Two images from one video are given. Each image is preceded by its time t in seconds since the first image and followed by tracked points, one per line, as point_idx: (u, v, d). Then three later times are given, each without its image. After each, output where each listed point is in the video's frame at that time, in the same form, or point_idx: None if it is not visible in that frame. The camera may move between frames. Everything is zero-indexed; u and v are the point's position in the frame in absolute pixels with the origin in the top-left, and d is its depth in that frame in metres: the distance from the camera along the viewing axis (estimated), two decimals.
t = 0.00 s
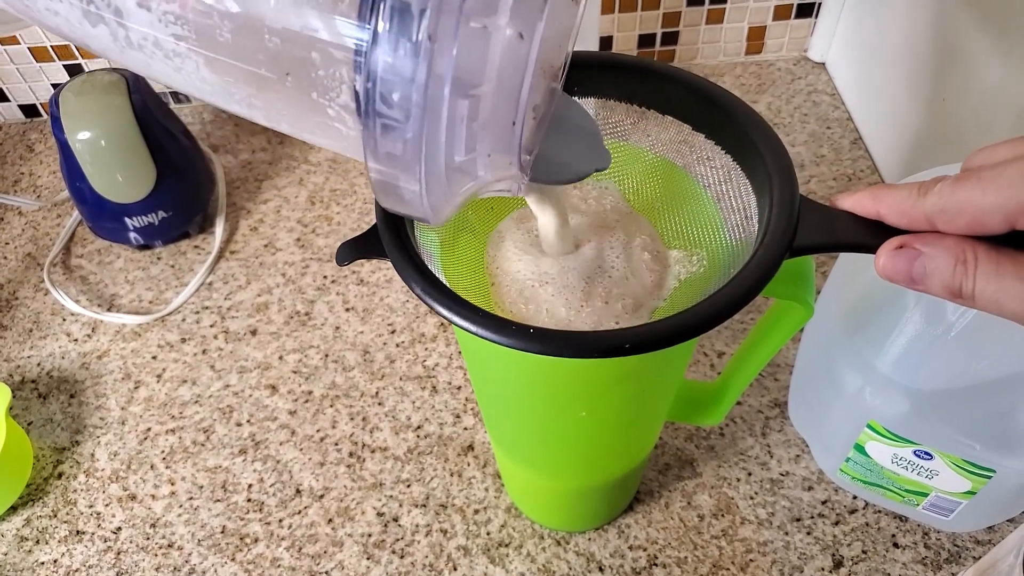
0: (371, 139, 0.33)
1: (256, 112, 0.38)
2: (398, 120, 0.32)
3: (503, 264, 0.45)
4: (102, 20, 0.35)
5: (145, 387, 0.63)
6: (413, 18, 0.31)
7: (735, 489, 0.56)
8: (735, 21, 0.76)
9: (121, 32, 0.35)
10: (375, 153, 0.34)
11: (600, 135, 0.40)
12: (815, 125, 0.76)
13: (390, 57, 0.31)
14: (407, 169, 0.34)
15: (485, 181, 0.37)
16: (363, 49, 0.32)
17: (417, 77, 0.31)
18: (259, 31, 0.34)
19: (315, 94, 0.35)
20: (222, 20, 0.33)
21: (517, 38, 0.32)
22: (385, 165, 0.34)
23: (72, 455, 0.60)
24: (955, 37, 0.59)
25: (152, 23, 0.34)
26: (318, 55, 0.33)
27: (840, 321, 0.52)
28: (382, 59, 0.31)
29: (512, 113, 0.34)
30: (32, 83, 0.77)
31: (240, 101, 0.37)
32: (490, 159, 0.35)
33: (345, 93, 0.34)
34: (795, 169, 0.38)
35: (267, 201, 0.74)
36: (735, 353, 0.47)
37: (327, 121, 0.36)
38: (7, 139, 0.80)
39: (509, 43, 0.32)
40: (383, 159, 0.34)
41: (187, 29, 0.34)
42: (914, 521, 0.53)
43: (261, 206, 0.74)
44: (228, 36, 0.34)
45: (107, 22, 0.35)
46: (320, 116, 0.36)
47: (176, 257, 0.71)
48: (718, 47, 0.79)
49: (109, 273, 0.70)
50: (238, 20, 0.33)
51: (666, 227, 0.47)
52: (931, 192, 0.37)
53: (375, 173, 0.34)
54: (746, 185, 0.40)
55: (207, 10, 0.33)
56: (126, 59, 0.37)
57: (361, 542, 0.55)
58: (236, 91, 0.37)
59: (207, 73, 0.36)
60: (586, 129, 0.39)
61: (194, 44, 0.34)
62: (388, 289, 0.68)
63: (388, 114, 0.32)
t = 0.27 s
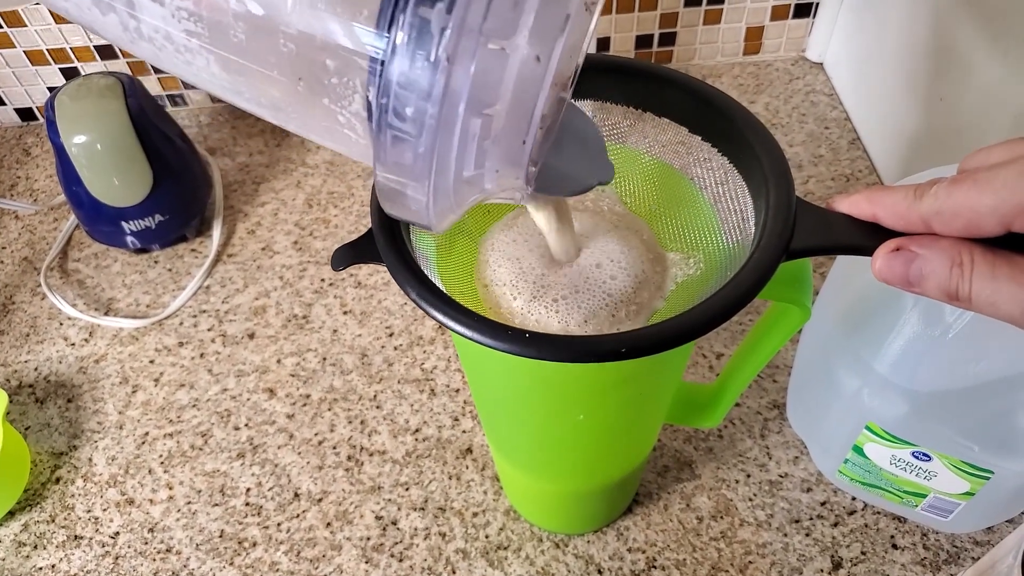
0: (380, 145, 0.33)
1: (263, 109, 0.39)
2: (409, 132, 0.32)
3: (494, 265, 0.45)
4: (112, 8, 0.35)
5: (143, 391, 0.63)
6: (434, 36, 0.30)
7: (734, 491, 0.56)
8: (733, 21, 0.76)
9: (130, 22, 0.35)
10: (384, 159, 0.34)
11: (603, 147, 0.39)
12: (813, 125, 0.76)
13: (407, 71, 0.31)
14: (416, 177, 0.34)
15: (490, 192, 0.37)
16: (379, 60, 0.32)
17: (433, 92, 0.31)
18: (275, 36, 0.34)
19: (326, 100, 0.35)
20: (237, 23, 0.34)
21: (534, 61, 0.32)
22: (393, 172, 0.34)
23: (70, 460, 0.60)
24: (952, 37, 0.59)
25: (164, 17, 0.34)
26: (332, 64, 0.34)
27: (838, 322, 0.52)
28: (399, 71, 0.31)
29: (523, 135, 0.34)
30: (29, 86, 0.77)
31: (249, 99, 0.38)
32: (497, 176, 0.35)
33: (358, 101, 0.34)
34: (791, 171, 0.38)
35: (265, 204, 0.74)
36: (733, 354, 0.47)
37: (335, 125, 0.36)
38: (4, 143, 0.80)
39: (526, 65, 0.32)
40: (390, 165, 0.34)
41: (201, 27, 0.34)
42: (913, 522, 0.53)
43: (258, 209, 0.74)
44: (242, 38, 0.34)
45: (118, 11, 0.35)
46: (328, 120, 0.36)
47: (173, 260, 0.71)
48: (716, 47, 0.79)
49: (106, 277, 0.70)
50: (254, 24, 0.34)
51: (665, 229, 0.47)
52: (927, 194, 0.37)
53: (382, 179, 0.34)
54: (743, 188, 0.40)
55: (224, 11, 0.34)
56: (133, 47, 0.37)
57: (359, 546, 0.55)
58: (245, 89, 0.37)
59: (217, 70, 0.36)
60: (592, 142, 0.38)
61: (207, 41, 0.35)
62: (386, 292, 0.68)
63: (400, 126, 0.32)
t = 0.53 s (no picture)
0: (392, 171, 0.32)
1: (277, 117, 0.37)
2: (423, 168, 0.31)
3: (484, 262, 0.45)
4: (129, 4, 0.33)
5: (141, 394, 0.63)
6: (461, 79, 0.29)
7: (733, 491, 0.56)
8: (730, 21, 0.76)
9: (147, 19, 0.34)
10: (393, 187, 0.32)
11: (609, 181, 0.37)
12: (811, 124, 0.76)
13: (428, 108, 0.29)
14: (428, 212, 0.32)
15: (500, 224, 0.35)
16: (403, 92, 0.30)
17: (452, 135, 0.29)
18: (298, 56, 0.32)
19: (343, 124, 0.34)
20: (259, 37, 0.32)
21: (558, 114, 0.30)
22: (401, 201, 0.33)
23: (68, 463, 0.60)
24: (950, 35, 0.59)
25: (183, 21, 0.33)
26: (353, 91, 0.32)
27: (835, 321, 0.52)
28: (420, 107, 0.30)
29: (537, 180, 0.32)
30: (26, 89, 0.77)
31: (264, 107, 0.36)
32: (506, 214, 0.34)
33: (375, 130, 0.33)
34: (787, 171, 0.38)
35: (262, 205, 0.74)
36: (731, 354, 0.47)
37: (348, 147, 0.35)
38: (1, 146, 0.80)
39: (549, 117, 0.30)
40: (400, 195, 0.32)
41: (220, 34, 0.33)
42: (912, 521, 0.53)
43: (256, 211, 0.74)
44: (263, 53, 0.33)
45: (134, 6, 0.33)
46: (342, 141, 0.35)
47: (171, 262, 0.71)
48: (713, 47, 0.79)
49: (104, 280, 0.70)
50: (276, 39, 0.32)
51: (664, 228, 0.47)
52: (923, 193, 0.37)
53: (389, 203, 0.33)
54: (739, 188, 0.40)
55: (247, 23, 0.32)
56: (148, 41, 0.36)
57: (358, 547, 0.55)
58: (261, 98, 0.35)
59: (234, 77, 0.35)
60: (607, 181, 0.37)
61: (225, 49, 0.33)
62: (384, 293, 0.68)
63: (413, 159, 0.31)
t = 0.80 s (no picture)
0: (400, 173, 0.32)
1: (282, 104, 0.36)
2: (434, 177, 0.30)
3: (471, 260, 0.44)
4: None
5: (137, 398, 0.63)
6: (485, 95, 0.28)
7: (729, 489, 0.56)
8: (724, 18, 0.76)
9: None
10: (400, 189, 0.32)
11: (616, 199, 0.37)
12: (806, 121, 0.76)
13: (447, 118, 0.29)
14: (434, 219, 0.32)
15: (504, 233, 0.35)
16: (422, 98, 0.30)
17: (468, 148, 0.29)
18: (313, 50, 0.32)
19: (353, 122, 0.33)
20: (274, 23, 0.32)
21: (576, 136, 0.30)
22: (407, 205, 0.32)
23: (64, 468, 0.60)
24: (942, 32, 0.59)
25: None
26: (367, 91, 0.32)
27: (828, 318, 0.52)
28: (439, 117, 0.29)
29: (548, 197, 0.32)
30: (21, 94, 0.77)
31: (271, 94, 0.36)
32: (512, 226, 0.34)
33: (387, 132, 0.32)
34: (778, 169, 0.38)
35: (258, 208, 0.74)
36: (724, 353, 0.47)
37: (356, 145, 0.34)
38: None
39: (567, 138, 0.30)
40: (406, 199, 0.32)
41: (233, 14, 0.32)
42: (909, 518, 0.53)
43: (251, 213, 0.74)
44: (276, 39, 0.32)
45: None
46: (349, 137, 0.34)
47: (167, 266, 0.71)
48: (708, 44, 0.79)
49: (100, 284, 0.70)
50: (292, 29, 0.31)
51: (656, 227, 0.46)
52: (912, 189, 0.37)
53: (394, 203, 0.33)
54: (730, 187, 0.40)
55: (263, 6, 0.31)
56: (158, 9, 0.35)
57: (355, 549, 0.55)
58: (268, 84, 0.35)
59: (241, 59, 0.34)
60: (605, 191, 0.36)
61: (236, 29, 0.33)
62: (379, 295, 0.67)
63: (424, 166, 0.30)
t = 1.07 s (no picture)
0: (406, 181, 0.32)
1: (286, 104, 0.36)
2: (442, 187, 0.31)
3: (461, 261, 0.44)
4: None
5: (134, 401, 0.63)
6: (501, 109, 0.28)
7: (726, 487, 0.56)
8: (718, 16, 0.76)
9: None
10: (405, 196, 0.32)
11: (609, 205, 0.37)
12: (801, 117, 0.76)
13: (458, 130, 0.29)
14: (439, 228, 0.32)
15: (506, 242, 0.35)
16: (433, 110, 0.30)
17: (479, 161, 0.29)
18: (323, 54, 0.32)
19: (358, 127, 0.33)
20: (285, 24, 0.32)
21: (587, 153, 0.30)
22: (412, 213, 0.32)
23: (62, 472, 0.60)
24: (935, 28, 0.59)
25: None
26: (376, 97, 0.32)
27: (822, 315, 0.52)
28: (451, 128, 0.29)
29: (553, 211, 0.32)
30: (15, 99, 0.77)
31: (275, 95, 0.36)
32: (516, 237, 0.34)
33: (394, 139, 0.32)
34: (768, 166, 0.38)
35: (254, 210, 0.74)
36: (718, 351, 0.47)
37: (360, 151, 0.34)
38: None
39: (578, 154, 0.30)
40: (412, 207, 0.32)
41: (241, 13, 0.32)
42: (905, 514, 0.53)
43: (247, 215, 0.74)
44: (286, 40, 0.32)
45: None
46: (354, 143, 0.34)
47: (163, 269, 0.71)
48: (702, 42, 0.79)
49: (97, 288, 0.70)
50: (302, 31, 0.32)
51: (647, 224, 0.46)
52: (901, 185, 0.37)
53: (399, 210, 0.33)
54: (721, 184, 0.40)
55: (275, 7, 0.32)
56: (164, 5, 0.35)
57: (352, 550, 0.55)
58: (274, 84, 0.35)
59: (247, 58, 0.34)
60: (603, 205, 0.36)
61: (244, 28, 0.33)
62: (375, 295, 0.67)
63: (433, 176, 0.31)
